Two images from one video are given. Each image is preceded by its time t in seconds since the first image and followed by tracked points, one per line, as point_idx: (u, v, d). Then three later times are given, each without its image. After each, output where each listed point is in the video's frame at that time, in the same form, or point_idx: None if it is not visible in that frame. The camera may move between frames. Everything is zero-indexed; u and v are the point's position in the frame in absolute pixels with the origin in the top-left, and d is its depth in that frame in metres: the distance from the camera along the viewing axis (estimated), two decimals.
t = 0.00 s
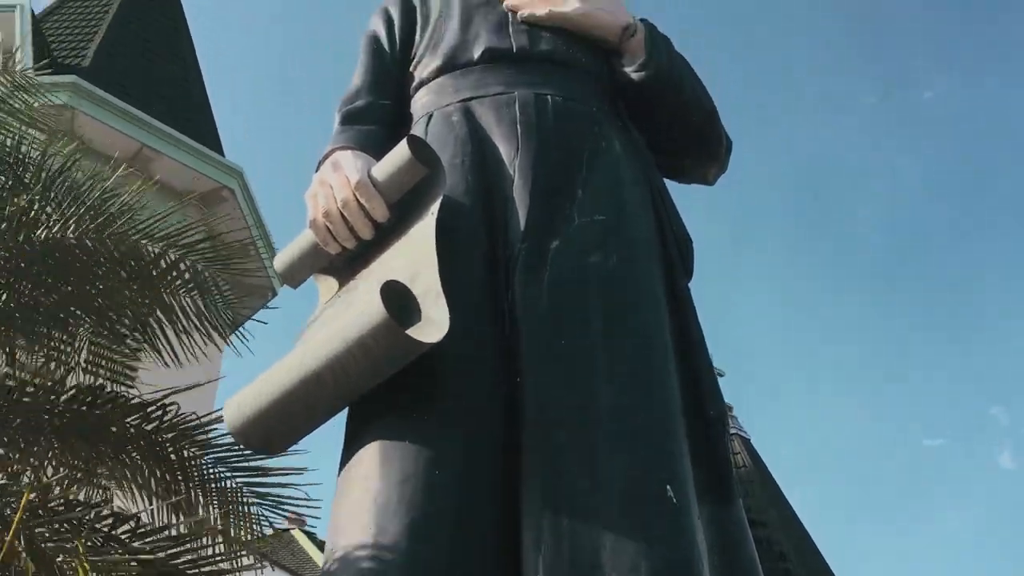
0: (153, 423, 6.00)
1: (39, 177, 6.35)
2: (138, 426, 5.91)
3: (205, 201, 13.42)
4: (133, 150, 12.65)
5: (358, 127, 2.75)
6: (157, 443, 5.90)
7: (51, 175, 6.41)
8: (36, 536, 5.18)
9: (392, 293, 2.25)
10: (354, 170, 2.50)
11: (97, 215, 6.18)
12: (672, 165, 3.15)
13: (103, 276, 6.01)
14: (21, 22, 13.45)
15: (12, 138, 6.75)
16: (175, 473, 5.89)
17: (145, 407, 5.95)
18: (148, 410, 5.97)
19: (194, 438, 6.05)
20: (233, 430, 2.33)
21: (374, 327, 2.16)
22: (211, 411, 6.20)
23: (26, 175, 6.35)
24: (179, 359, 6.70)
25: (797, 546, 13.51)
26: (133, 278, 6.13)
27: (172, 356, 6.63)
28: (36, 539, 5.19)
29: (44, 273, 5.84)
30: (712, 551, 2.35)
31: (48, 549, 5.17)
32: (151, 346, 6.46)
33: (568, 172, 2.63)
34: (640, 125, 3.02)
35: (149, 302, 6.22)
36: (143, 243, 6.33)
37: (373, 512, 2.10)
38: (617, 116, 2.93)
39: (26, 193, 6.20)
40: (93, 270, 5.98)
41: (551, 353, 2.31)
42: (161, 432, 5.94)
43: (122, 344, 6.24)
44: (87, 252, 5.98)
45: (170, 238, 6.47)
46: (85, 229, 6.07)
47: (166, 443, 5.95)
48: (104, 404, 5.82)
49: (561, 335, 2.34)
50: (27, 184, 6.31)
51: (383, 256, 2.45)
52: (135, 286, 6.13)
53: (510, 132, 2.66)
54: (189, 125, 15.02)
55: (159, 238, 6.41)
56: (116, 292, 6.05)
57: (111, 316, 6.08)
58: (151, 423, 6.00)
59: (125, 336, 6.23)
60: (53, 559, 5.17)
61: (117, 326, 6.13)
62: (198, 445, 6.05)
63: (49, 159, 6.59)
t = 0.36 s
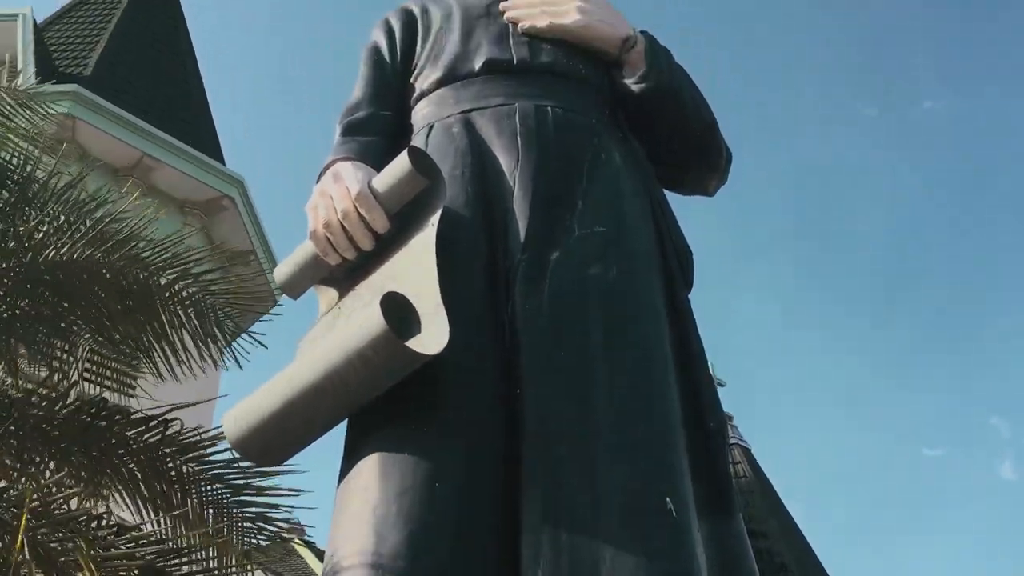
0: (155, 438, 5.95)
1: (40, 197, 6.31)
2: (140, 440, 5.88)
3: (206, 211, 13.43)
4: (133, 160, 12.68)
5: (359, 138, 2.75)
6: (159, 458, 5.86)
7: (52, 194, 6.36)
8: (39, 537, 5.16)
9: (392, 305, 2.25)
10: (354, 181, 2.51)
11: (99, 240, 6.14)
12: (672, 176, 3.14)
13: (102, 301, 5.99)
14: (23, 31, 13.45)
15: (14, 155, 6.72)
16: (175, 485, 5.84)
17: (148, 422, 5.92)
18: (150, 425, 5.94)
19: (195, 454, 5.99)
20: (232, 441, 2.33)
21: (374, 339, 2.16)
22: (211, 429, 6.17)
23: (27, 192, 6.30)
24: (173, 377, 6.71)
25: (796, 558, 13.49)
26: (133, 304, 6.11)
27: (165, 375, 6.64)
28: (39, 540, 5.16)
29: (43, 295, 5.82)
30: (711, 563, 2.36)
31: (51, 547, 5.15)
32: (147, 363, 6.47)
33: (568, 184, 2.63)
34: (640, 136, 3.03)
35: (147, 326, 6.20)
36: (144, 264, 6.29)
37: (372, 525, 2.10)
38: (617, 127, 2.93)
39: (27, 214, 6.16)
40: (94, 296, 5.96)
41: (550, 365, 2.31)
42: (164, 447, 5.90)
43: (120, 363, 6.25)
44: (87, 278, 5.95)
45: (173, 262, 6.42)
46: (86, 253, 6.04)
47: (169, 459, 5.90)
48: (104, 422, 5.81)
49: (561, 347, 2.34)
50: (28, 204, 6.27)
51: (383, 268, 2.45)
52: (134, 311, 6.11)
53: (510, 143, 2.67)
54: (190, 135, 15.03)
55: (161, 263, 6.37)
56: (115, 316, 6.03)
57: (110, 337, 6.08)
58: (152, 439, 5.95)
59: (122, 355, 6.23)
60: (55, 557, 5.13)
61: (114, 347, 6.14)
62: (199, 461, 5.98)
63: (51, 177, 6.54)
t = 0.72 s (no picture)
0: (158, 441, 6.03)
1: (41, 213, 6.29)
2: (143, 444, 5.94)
3: (206, 220, 13.45)
4: (134, 169, 12.70)
5: (359, 148, 2.76)
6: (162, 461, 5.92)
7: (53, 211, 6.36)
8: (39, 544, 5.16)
9: (392, 315, 2.25)
10: (354, 191, 2.50)
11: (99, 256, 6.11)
12: (673, 187, 3.15)
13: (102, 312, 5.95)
14: (24, 39, 13.47)
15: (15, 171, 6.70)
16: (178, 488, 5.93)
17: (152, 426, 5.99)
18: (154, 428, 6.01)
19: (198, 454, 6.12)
20: (232, 451, 2.32)
21: (373, 351, 2.16)
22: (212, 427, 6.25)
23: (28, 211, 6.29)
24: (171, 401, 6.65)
25: (795, 566, 13.51)
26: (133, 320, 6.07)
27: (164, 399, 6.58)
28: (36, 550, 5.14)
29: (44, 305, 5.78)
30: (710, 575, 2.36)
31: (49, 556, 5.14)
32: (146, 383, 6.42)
33: (567, 196, 2.64)
34: (641, 147, 3.02)
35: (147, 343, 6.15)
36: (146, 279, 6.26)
37: (373, 536, 2.10)
38: (617, 138, 2.93)
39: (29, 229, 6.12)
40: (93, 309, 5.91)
41: (550, 376, 2.31)
42: (168, 450, 5.97)
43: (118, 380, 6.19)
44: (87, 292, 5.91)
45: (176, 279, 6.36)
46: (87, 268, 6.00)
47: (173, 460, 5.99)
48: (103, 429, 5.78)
49: (560, 358, 2.33)
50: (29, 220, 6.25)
51: (384, 278, 2.45)
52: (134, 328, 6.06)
53: (510, 154, 2.67)
54: (190, 144, 15.04)
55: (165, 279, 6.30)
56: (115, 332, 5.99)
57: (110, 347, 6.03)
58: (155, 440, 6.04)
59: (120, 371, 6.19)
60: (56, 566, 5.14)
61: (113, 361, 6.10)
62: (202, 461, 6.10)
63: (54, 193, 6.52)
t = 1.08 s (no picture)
0: (159, 442, 5.98)
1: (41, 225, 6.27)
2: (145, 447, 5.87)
3: (206, 230, 13.47)
4: (134, 178, 12.70)
5: (359, 161, 2.76)
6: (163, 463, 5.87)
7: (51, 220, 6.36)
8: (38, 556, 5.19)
9: (392, 328, 2.25)
10: (354, 204, 2.50)
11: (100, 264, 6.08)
12: (672, 200, 3.15)
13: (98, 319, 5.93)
14: (24, 49, 13.50)
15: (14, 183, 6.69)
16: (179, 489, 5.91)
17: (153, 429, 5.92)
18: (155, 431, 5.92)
19: (197, 455, 6.11)
20: (231, 464, 2.32)
21: (372, 364, 2.16)
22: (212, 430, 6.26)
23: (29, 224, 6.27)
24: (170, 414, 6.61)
25: None
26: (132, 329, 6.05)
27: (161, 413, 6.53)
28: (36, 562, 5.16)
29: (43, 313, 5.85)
30: None
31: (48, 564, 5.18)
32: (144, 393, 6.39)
33: (567, 208, 2.64)
34: (641, 159, 3.02)
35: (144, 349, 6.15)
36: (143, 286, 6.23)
37: (373, 550, 2.09)
38: (617, 150, 2.94)
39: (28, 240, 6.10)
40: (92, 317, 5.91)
41: (550, 389, 2.30)
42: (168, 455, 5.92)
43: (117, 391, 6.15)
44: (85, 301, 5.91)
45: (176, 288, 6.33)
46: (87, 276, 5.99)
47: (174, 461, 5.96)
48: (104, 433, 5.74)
49: (560, 371, 2.33)
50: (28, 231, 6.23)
51: (384, 290, 2.45)
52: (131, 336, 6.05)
53: (511, 167, 2.67)
54: (190, 154, 15.06)
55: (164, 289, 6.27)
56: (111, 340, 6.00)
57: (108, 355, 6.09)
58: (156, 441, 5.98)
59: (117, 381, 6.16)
60: None
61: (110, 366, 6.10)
62: (202, 459, 6.10)
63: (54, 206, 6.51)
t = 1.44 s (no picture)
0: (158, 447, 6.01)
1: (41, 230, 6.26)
2: (144, 450, 5.89)
3: (206, 237, 13.48)
4: (134, 186, 12.71)
5: (359, 170, 2.76)
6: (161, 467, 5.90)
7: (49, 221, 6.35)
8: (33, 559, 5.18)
9: (391, 337, 2.25)
10: (353, 213, 2.50)
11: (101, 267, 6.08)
12: (672, 209, 3.15)
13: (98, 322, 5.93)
14: (24, 57, 13.54)
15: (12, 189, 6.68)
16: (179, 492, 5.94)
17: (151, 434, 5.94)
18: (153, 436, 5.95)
19: (197, 459, 6.12)
20: (230, 473, 2.32)
21: (372, 373, 2.15)
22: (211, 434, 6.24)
23: (28, 228, 6.25)
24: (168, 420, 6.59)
25: None
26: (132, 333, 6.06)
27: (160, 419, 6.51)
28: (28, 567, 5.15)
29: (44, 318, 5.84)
30: None
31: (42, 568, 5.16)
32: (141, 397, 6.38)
33: (567, 217, 2.64)
34: (640, 169, 3.02)
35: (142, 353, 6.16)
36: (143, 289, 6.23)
37: (371, 561, 2.09)
38: (616, 160, 2.94)
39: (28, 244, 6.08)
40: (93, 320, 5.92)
41: (549, 399, 2.30)
42: (167, 459, 5.95)
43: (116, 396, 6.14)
44: (86, 304, 5.91)
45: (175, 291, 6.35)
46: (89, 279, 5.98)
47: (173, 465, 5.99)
48: (102, 439, 5.72)
49: (560, 381, 2.33)
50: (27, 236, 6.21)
51: (383, 299, 2.45)
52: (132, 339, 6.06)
53: (510, 176, 2.67)
54: (190, 162, 15.08)
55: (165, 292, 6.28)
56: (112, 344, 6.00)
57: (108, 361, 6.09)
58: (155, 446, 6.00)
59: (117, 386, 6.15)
60: None
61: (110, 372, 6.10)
62: (202, 464, 6.12)
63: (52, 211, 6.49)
